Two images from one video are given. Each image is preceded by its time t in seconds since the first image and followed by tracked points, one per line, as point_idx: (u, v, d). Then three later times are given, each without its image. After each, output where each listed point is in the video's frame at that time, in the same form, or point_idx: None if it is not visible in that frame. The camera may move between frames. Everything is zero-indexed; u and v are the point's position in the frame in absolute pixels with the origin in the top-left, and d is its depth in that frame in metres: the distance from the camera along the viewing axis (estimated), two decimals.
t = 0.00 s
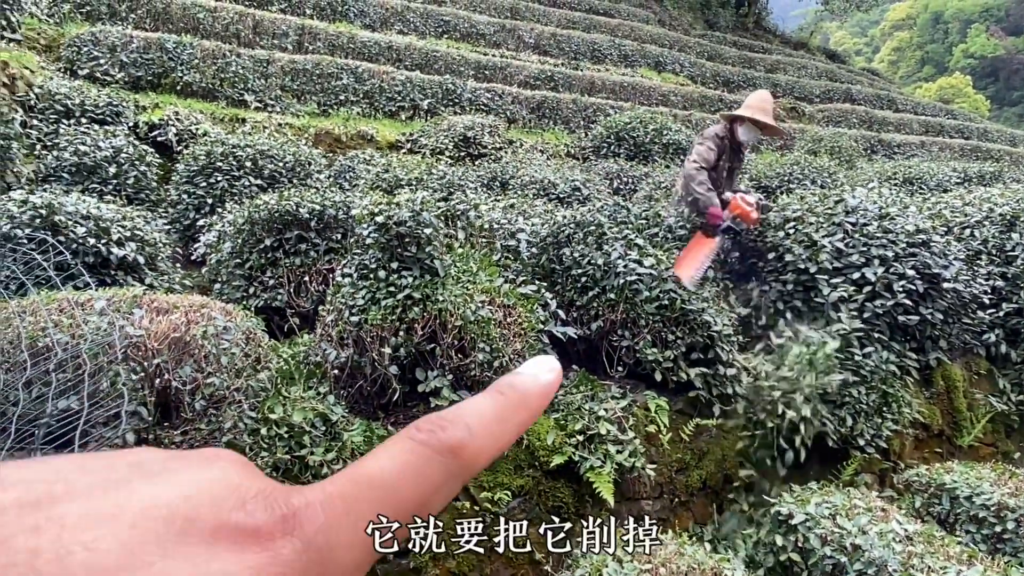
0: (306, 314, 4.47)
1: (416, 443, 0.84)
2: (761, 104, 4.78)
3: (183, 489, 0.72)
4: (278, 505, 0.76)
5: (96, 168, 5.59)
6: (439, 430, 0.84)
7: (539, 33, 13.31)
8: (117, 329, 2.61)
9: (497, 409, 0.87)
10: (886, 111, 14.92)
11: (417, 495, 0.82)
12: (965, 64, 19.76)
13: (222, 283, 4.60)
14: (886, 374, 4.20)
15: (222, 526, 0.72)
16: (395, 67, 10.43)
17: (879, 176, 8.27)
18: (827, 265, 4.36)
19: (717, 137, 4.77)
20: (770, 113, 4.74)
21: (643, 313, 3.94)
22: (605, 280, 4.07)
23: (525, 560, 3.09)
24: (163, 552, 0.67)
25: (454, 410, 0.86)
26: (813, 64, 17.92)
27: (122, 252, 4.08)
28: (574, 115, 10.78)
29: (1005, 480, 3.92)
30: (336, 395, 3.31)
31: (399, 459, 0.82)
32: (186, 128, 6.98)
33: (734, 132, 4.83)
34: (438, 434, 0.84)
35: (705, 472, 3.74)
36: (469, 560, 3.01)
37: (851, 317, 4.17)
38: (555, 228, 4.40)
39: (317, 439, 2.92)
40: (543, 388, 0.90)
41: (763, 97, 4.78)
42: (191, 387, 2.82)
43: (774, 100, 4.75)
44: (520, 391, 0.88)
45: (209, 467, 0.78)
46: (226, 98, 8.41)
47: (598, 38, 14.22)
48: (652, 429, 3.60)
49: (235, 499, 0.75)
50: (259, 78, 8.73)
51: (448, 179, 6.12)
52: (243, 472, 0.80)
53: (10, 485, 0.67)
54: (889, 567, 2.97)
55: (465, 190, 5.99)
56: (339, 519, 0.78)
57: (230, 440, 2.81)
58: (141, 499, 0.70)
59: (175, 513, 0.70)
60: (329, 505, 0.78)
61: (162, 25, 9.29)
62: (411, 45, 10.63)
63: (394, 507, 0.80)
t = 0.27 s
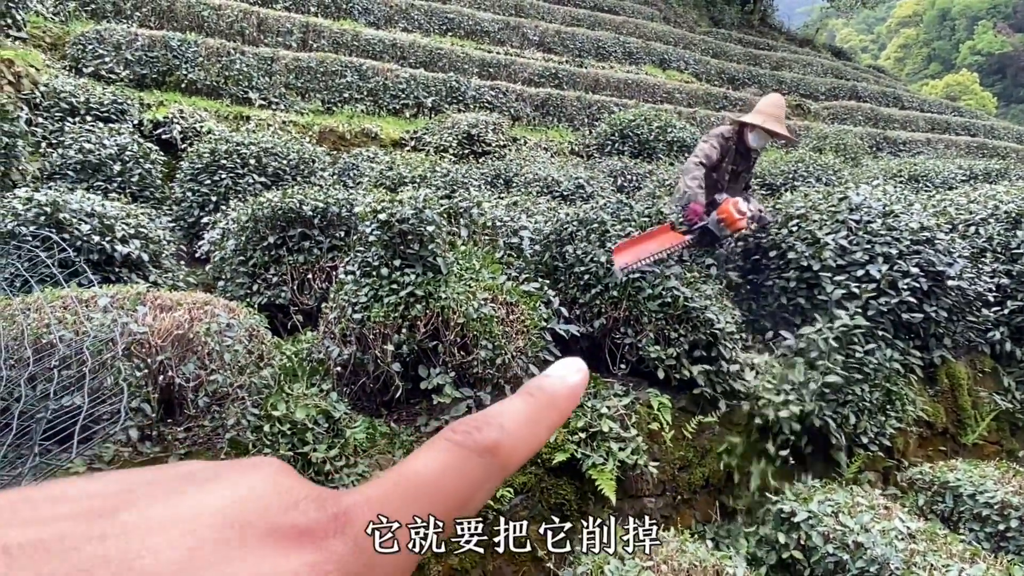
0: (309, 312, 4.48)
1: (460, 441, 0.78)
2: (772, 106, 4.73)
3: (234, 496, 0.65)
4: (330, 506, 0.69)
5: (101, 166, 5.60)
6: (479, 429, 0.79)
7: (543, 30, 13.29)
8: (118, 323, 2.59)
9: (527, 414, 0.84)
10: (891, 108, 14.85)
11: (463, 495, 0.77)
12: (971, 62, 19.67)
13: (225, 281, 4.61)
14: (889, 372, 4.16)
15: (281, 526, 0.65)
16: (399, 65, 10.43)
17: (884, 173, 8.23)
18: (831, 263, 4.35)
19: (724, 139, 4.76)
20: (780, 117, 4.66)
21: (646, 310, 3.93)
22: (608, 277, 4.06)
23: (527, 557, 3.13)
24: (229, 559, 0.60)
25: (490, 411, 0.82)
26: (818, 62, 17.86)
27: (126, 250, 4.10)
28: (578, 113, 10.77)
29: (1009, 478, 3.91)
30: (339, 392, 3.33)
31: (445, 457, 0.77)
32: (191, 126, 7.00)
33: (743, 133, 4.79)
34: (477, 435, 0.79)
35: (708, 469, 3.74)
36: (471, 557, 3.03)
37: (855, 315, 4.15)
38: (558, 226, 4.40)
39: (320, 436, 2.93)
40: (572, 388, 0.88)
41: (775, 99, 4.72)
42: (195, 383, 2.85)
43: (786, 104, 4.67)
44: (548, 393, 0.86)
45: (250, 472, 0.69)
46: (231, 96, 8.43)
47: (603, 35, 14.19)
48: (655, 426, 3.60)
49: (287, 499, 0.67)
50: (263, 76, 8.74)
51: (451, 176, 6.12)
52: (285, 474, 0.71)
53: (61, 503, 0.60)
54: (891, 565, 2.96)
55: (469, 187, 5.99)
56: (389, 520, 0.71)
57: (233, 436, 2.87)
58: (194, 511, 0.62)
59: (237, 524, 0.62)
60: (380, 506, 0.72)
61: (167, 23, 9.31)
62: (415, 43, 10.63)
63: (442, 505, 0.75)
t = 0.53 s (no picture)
0: (313, 308, 4.49)
1: (493, 426, 0.82)
2: (775, 104, 4.56)
3: (278, 480, 0.70)
4: (372, 487, 0.75)
5: (105, 162, 5.61)
6: (509, 414, 0.83)
7: (547, 26, 13.26)
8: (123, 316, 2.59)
9: (557, 400, 0.86)
10: (897, 104, 14.79)
11: (495, 478, 0.79)
12: (978, 57, 19.56)
13: (229, 277, 4.63)
14: (892, 368, 4.15)
15: (323, 510, 0.70)
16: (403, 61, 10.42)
17: (888, 169, 8.20)
18: (834, 259, 4.34)
19: (726, 139, 4.63)
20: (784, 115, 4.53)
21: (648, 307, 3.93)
22: (611, 273, 4.06)
23: (530, 553, 3.14)
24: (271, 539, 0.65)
25: (520, 397, 0.85)
26: (823, 57, 17.78)
27: (130, 246, 4.11)
28: (582, 109, 10.75)
29: (1012, 475, 3.91)
30: (342, 388, 3.34)
31: (478, 441, 0.80)
32: (195, 122, 7.00)
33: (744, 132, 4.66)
34: (507, 419, 0.82)
35: (710, 465, 3.74)
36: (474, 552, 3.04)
37: (858, 311, 4.14)
38: (561, 222, 4.40)
39: (322, 431, 3.00)
40: (600, 373, 0.91)
41: (778, 96, 4.55)
42: (198, 380, 2.88)
43: (790, 101, 4.52)
44: (575, 379, 0.89)
45: (287, 456, 0.75)
46: (234, 92, 8.43)
47: (607, 30, 14.15)
48: (658, 422, 3.60)
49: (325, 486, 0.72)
50: (267, 72, 8.74)
51: (454, 172, 6.12)
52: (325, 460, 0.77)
53: (119, 489, 0.66)
54: (893, 561, 2.96)
55: (472, 183, 5.99)
56: (422, 500, 0.76)
57: (237, 432, 2.89)
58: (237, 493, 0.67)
59: (276, 503, 0.67)
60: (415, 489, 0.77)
61: (170, 19, 9.31)
62: (418, 39, 10.62)
63: (474, 487, 0.78)
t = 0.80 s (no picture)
0: (316, 302, 4.49)
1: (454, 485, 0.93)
2: (776, 98, 4.45)
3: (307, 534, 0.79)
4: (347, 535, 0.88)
5: (109, 157, 5.61)
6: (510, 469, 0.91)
7: (551, 20, 13.20)
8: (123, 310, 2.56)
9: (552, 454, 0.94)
10: (903, 98, 14.71)
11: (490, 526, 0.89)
12: (985, 51, 19.44)
13: (233, 271, 4.64)
14: (896, 363, 4.13)
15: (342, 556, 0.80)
16: (406, 55, 10.40)
17: (894, 164, 8.16)
18: (838, 254, 4.32)
19: (727, 135, 4.51)
20: (785, 108, 4.44)
21: (651, 301, 3.94)
22: (614, 268, 4.06)
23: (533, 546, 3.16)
24: None
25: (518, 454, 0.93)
26: (829, 51, 17.69)
27: (133, 240, 4.12)
28: (586, 103, 10.72)
29: (1016, 470, 3.91)
30: (345, 382, 3.34)
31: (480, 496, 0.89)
32: (199, 117, 7.01)
33: (744, 127, 4.54)
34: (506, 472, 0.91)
35: (714, 460, 3.73)
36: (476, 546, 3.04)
37: (862, 306, 4.13)
38: (564, 216, 4.39)
39: (326, 426, 2.93)
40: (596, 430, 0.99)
41: (778, 90, 4.43)
42: (202, 374, 2.90)
43: (790, 94, 4.42)
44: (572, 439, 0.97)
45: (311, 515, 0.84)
46: (238, 87, 8.42)
47: (611, 25, 14.09)
48: (661, 417, 3.60)
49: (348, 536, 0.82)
50: (271, 66, 8.73)
51: (458, 167, 6.12)
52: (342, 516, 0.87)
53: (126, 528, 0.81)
54: (896, 556, 2.96)
55: (475, 178, 5.98)
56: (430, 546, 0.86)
57: (240, 426, 2.90)
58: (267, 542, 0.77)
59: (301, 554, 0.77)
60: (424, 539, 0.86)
61: (174, 14, 9.30)
62: (422, 33, 10.59)
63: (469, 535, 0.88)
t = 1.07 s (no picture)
0: (319, 295, 4.50)
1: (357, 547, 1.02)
2: (782, 89, 4.39)
3: None
4: None
5: (113, 150, 5.61)
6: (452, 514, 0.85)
7: (556, 12, 13.14)
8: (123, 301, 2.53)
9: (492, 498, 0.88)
10: (909, 91, 14.62)
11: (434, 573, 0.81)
12: (992, 43, 19.29)
13: (237, 264, 4.64)
14: (901, 357, 4.12)
15: None
16: (410, 47, 10.37)
17: (900, 157, 8.11)
18: (843, 247, 4.30)
19: (735, 128, 4.42)
20: (791, 99, 4.39)
21: (655, 295, 3.94)
22: (618, 261, 4.05)
23: (536, 539, 3.17)
24: None
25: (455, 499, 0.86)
26: (835, 43, 17.58)
27: (137, 233, 4.13)
28: (590, 96, 10.68)
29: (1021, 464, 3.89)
30: (348, 374, 3.34)
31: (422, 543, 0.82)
32: (202, 110, 7.00)
33: (751, 120, 4.46)
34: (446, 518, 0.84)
35: (717, 453, 3.73)
36: (480, 539, 3.05)
37: (867, 299, 4.12)
38: (568, 209, 4.37)
39: (329, 418, 2.92)
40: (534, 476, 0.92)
41: (784, 81, 4.37)
42: (206, 366, 2.95)
43: (796, 85, 4.37)
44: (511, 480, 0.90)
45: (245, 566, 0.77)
46: (242, 79, 8.41)
47: (616, 17, 14.01)
48: (665, 410, 3.59)
49: None
50: (274, 59, 8.71)
51: (462, 160, 6.10)
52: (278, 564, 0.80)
53: None
54: (900, 550, 2.95)
55: (479, 171, 5.97)
56: None
57: (244, 418, 2.92)
58: None
59: None
60: None
61: (177, 6, 9.27)
62: (426, 25, 10.56)
63: None
